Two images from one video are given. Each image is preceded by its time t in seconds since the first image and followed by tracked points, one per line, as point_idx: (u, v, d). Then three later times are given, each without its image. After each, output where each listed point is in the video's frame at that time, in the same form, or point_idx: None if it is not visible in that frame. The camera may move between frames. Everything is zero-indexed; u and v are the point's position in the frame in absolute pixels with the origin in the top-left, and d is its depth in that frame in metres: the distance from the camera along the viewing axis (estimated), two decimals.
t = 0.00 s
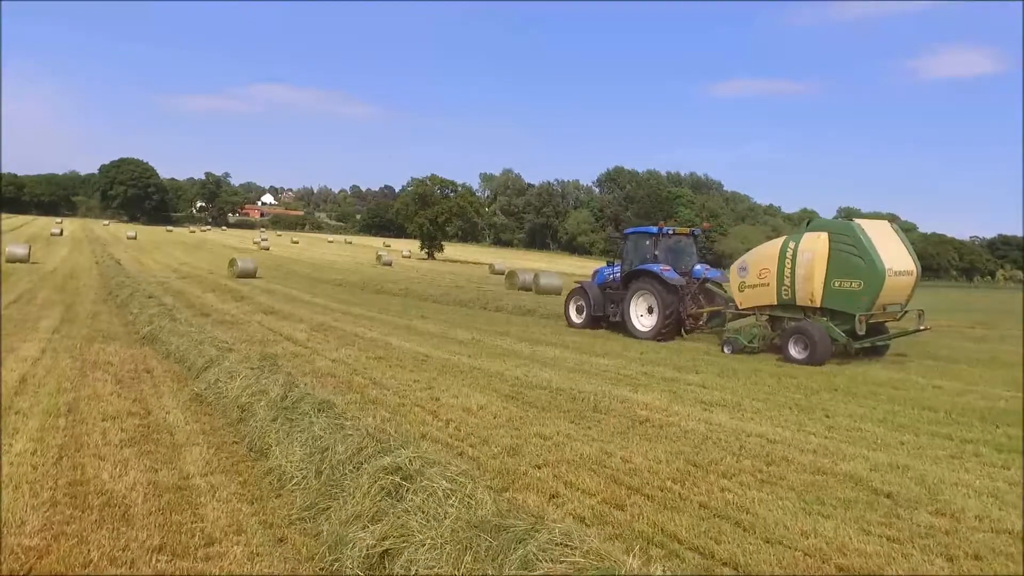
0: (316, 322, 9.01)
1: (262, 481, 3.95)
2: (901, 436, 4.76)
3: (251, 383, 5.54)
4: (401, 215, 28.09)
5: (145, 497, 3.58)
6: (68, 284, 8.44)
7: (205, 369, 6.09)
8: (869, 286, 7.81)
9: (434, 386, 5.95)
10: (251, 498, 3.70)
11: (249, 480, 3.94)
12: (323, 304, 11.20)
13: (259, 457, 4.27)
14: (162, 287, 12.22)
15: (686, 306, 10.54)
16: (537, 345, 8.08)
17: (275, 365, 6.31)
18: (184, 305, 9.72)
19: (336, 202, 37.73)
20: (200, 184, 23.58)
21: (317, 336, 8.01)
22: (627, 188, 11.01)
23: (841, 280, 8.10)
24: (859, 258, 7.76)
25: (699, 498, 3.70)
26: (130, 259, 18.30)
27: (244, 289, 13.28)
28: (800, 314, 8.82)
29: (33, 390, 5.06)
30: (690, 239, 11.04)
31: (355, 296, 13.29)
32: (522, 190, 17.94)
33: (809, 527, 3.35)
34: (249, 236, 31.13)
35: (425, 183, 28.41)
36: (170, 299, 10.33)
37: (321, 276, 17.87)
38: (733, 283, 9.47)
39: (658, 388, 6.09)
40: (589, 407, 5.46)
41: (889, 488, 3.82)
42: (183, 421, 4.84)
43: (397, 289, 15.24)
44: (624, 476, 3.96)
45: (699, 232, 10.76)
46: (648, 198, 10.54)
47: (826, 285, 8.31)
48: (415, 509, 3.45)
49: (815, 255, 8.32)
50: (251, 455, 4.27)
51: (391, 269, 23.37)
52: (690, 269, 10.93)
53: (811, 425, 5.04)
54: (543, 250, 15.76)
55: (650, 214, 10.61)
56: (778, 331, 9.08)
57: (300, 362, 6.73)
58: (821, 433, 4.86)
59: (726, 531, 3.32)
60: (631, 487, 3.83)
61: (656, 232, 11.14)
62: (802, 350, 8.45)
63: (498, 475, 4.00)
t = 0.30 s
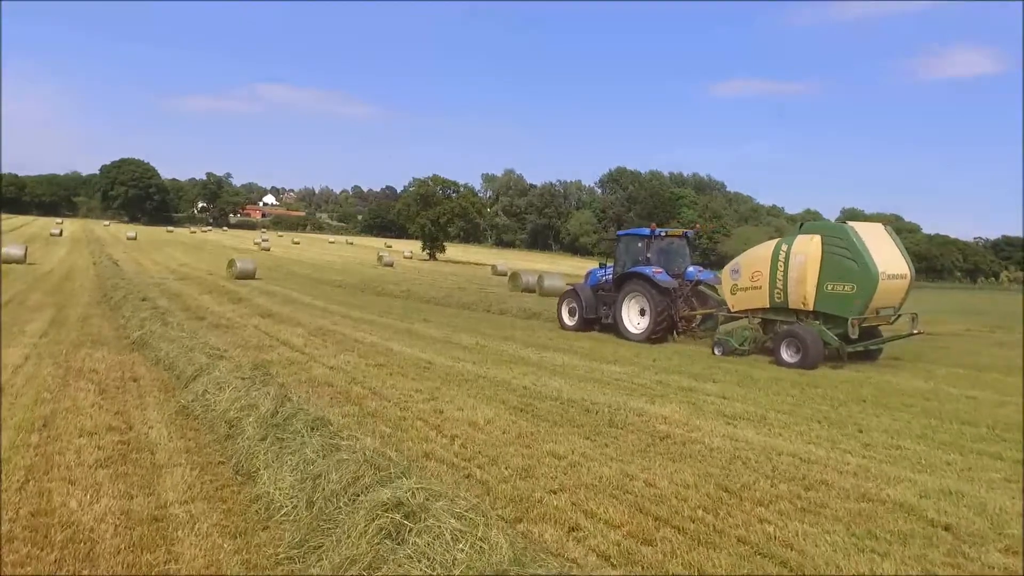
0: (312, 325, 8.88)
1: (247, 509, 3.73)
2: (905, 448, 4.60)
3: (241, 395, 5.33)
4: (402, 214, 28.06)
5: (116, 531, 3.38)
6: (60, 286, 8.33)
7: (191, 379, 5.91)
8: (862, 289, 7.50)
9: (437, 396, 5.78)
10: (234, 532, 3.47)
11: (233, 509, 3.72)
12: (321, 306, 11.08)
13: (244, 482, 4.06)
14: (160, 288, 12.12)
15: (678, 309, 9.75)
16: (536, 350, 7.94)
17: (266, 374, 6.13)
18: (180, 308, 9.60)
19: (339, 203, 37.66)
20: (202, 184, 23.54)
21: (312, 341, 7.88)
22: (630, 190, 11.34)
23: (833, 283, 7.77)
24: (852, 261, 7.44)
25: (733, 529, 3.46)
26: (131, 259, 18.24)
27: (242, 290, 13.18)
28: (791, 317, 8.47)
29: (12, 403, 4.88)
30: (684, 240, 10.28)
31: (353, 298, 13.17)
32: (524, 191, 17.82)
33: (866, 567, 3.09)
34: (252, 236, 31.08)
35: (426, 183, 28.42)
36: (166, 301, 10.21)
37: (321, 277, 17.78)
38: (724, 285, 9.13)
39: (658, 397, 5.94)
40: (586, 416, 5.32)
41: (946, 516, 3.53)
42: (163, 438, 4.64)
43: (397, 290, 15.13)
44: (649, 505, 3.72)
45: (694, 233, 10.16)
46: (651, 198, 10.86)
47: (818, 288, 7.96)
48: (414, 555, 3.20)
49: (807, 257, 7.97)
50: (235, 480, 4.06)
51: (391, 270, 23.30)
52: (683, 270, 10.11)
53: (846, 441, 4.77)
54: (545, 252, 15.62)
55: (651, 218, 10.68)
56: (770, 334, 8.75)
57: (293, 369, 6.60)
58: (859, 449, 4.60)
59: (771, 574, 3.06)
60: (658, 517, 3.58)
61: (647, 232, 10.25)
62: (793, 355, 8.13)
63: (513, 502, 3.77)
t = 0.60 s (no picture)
0: (309, 330, 8.76)
1: (229, 546, 3.33)
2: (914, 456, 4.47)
3: (226, 412, 4.91)
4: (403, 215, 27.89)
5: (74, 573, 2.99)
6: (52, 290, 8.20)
7: (178, 392, 5.63)
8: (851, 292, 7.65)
9: (438, 408, 5.48)
10: None
11: (211, 546, 3.32)
12: (319, 310, 10.95)
13: (226, 513, 3.65)
14: (155, 291, 12.00)
15: (669, 311, 10.26)
16: (535, 355, 7.82)
17: (258, 387, 5.77)
18: (173, 313, 9.46)
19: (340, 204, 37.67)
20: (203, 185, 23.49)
21: (307, 346, 7.76)
22: (632, 190, 10.77)
23: (823, 286, 7.90)
24: (842, 264, 7.61)
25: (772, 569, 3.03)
26: (130, 262, 18.16)
27: (240, 293, 13.06)
28: (781, 321, 8.59)
29: None
30: (676, 243, 10.88)
31: (351, 301, 13.05)
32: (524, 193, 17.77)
33: None
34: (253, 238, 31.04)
35: (427, 184, 28.29)
36: (161, 305, 10.09)
37: (321, 279, 17.70)
38: (715, 288, 9.25)
39: (660, 403, 5.72)
40: (587, 424, 5.16)
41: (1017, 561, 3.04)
42: (143, 458, 4.28)
43: (397, 293, 15.02)
44: (678, 540, 3.29)
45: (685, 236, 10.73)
46: (653, 199, 10.27)
47: (807, 292, 8.08)
48: None
49: (797, 260, 8.10)
50: (217, 510, 3.66)
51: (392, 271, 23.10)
52: (674, 272, 10.72)
53: (884, 463, 4.30)
54: (545, 254, 15.56)
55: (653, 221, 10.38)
56: (761, 337, 8.86)
57: (287, 376, 6.44)
58: (901, 473, 4.11)
59: None
60: (693, 556, 3.15)
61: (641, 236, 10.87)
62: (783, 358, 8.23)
63: (523, 539, 3.32)
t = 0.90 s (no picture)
0: (304, 335, 8.67)
1: None
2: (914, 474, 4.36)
3: (207, 433, 4.72)
4: (402, 215, 27.77)
5: None
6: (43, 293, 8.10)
7: (161, 405, 5.46)
8: (837, 295, 7.60)
9: (435, 422, 5.32)
10: None
11: None
12: (315, 313, 10.86)
13: (198, 546, 3.45)
14: (150, 293, 11.92)
15: (655, 314, 10.42)
16: (532, 361, 7.73)
17: (243, 403, 5.60)
18: (166, 317, 9.37)
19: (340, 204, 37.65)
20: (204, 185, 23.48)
21: (301, 352, 7.67)
22: (631, 190, 10.55)
23: (809, 289, 7.85)
24: (827, 267, 7.56)
25: None
26: (128, 262, 18.10)
27: (235, 295, 12.91)
28: (768, 324, 8.57)
29: None
30: (662, 245, 11.05)
31: (349, 303, 12.94)
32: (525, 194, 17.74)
33: None
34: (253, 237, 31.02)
35: (427, 184, 28.23)
36: (155, 308, 10.00)
37: (319, 280, 17.62)
38: (702, 291, 9.27)
39: (665, 415, 5.61)
40: (584, 435, 5.06)
41: None
42: (114, 482, 4.08)
43: (395, 295, 14.95)
44: None
45: (672, 237, 10.93)
46: (653, 199, 10.16)
47: (794, 294, 8.04)
48: None
49: (782, 264, 8.06)
50: (189, 544, 3.46)
51: (390, 272, 22.98)
52: (661, 275, 10.83)
53: (914, 485, 4.15)
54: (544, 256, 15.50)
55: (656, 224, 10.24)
56: (746, 340, 8.83)
57: (277, 385, 6.33)
58: (934, 497, 3.97)
59: None
60: None
61: (627, 239, 11.00)
62: (769, 361, 8.15)
63: None
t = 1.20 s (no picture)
0: (298, 340, 8.55)
1: None
2: (919, 494, 4.20)
3: (183, 454, 4.48)
4: (402, 217, 27.70)
5: None
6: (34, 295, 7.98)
7: (141, 418, 5.26)
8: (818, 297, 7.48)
9: (428, 435, 5.16)
10: None
11: None
12: (312, 317, 10.74)
13: None
14: (144, 296, 11.79)
15: (639, 317, 9.53)
16: (529, 369, 7.58)
17: (227, 417, 5.36)
18: (157, 321, 9.22)
19: (341, 206, 37.59)
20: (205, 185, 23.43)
21: (294, 359, 7.53)
22: (633, 191, 10.94)
23: (789, 291, 7.72)
24: (808, 268, 7.45)
25: None
26: (126, 263, 17.98)
27: (230, 298, 12.82)
28: (750, 326, 8.35)
29: None
30: (650, 247, 10.09)
31: (345, 307, 12.83)
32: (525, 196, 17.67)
33: None
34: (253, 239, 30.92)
35: (427, 186, 28.17)
36: (149, 313, 9.86)
37: (318, 282, 17.53)
38: (685, 294, 9.04)
39: (666, 429, 5.44)
40: (581, 450, 4.92)
41: None
42: (76, 506, 3.83)
43: (394, 298, 14.82)
44: None
45: (660, 239, 10.03)
46: (654, 201, 10.52)
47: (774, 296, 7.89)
48: None
49: (763, 264, 7.93)
50: None
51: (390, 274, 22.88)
52: (648, 277, 9.85)
53: (944, 510, 4.00)
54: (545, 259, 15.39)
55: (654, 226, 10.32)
56: (730, 343, 8.50)
57: (266, 394, 6.17)
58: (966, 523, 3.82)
59: None
60: None
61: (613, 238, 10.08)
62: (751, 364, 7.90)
63: None
